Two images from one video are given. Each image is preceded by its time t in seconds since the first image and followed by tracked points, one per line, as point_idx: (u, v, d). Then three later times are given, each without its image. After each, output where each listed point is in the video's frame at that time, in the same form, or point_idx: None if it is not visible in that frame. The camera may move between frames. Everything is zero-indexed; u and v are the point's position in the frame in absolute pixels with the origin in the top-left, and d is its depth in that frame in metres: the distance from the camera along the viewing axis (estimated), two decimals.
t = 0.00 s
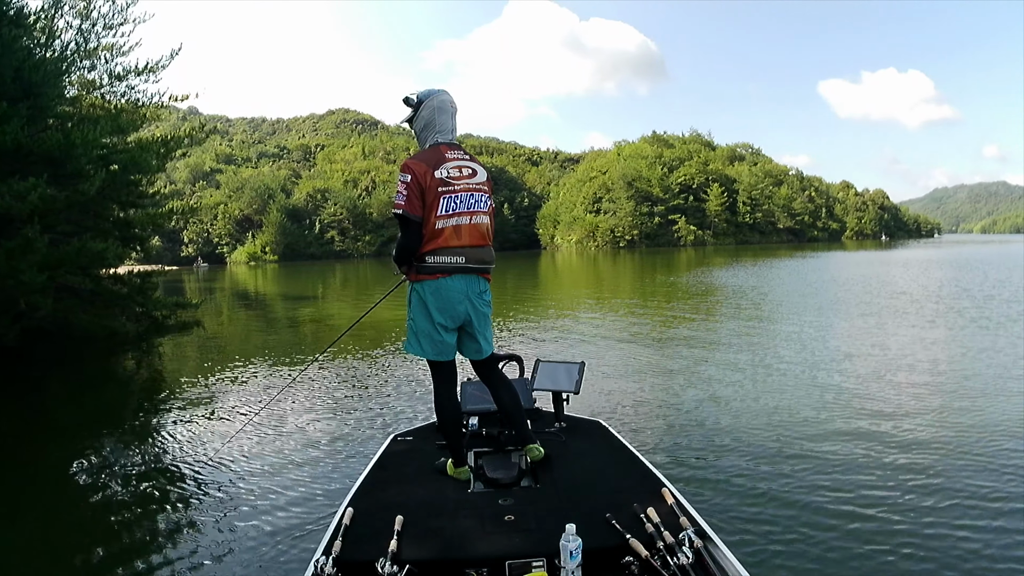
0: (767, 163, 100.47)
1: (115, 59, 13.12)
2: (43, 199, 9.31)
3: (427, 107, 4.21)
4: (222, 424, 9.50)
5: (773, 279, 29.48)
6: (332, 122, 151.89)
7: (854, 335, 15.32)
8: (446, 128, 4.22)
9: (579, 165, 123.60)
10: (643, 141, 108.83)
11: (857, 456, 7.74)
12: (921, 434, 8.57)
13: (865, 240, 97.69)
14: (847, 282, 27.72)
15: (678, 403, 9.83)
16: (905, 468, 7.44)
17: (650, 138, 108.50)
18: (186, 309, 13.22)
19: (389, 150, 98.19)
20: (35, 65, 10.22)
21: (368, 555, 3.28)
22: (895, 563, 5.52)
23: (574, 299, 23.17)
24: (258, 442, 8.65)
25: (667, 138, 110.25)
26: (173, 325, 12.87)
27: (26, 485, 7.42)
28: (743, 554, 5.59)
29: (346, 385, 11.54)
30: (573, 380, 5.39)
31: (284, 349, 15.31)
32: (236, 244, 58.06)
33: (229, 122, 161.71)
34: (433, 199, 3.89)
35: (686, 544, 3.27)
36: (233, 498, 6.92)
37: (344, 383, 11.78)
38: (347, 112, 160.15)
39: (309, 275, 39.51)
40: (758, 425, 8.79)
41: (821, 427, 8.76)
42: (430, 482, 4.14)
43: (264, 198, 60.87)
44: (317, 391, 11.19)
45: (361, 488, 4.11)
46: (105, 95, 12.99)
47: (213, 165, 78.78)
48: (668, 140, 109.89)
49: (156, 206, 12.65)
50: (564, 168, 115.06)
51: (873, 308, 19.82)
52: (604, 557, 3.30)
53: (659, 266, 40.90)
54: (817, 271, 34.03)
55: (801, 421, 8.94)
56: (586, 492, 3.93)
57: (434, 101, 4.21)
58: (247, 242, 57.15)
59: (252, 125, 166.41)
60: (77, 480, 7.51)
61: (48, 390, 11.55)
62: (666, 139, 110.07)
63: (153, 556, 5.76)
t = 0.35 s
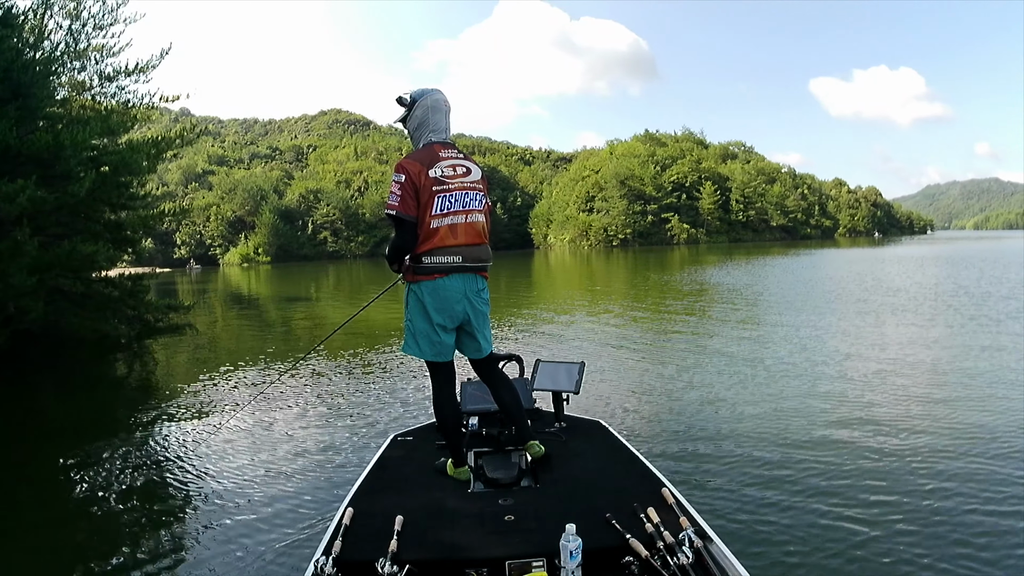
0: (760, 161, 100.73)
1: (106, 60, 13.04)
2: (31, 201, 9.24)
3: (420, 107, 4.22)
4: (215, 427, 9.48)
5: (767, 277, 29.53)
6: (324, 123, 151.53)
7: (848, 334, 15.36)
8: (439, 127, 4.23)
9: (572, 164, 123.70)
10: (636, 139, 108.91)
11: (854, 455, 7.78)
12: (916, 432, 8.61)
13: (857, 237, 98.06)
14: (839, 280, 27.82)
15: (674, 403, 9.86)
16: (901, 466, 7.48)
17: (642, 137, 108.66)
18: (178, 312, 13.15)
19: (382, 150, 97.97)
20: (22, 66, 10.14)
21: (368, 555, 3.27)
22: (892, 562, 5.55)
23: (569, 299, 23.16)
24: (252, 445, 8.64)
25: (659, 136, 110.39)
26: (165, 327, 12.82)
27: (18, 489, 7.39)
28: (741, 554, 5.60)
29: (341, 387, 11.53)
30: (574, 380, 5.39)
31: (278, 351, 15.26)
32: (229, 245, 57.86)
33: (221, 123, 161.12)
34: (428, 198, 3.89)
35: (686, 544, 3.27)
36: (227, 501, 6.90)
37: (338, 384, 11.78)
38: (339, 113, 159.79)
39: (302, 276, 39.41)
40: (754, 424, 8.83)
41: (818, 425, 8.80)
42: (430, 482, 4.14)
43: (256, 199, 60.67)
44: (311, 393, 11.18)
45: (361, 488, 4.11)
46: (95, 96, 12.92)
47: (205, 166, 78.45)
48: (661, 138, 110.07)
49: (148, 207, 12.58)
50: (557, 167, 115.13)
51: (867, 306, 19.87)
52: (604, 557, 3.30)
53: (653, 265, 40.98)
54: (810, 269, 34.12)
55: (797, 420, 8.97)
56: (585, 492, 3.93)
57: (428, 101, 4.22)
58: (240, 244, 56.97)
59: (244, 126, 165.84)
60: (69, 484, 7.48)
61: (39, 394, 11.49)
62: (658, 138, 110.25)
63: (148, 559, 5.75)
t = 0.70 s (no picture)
0: (754, 164, 101.06)
1: (99, 57, 12.99)
2: (21, 198, 9.17)
3: (417, 106, 4.22)
4: (208, 428, 9.46)
5: (760, 281, 29.64)
6: (318, 123, 151.24)
7: (841, 338, 15.44)
8: (438, 126, 4.23)
9: (566, 167, 123.88)
10: (630, 141, 109.13)
11: (847, 459, 7.83)
12: (909, 436, 8.67)
13: (849, 241, 98.52)
14: (832, 284, 27.95)
15: (669, 405, 9.91)
16: (894, 470, 7.53)
17: (636, 140, 108.90)
18: (170, 311, 13.09)
19: (376, 151, 97.86)
20: (14, 63, 10.08)
21: (368, 555, 3.27)
22: (885, 566, 5.59)
23: (562, 301, 23.20)
24: (245, 446, 8.61)
25: (653, 139, 110.64)
26: (157, 327, 12.76)
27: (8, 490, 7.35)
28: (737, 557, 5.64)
29: (334, 389, 11.51)
30: (573, 380, 5.41)
31: (272, 351, 15.23)
32: (222, 245, 57.69)
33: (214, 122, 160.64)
34: (429, 198, 3.90)
35: (686, 544, 3.28)
36: (219, 503, 6.88)
37: (331, 386, 11.76)
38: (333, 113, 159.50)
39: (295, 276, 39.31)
40: (749, 427, 8.88)
41: (812, 429, 8.85)
42: (430, 482, 4.14)
43: (250, 199, 60.49)
44: (304, 395, 11.15)
45: (361, 488, 4.11)
46: (88, 94, 12.87)
47: (199, 165, 78.20)
48: (655, 141, 110.33)
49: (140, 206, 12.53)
50: (551, 169, 115.24)
51: (859, 311, 19.97)
52: (604, 557, 3.31)
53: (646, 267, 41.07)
54: (803, 273, 34.25)
55: (791, 424, 9.03)
56: (585, 492, 3.95)
57: (425, 100, 4.22)
58: (233, 244, 56.80)
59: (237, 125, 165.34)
60: (60, 484, 7.44)
61: (28, 394, 11.42)
62: (652, 140, 110.50)
63: (140, 561, 5.73)
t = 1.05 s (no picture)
0: (750, 168, 101.24)
1: (96, 45, 12.93)
2: (13, 186, 9.13)
3: (431, 100, 4.25)
4: (201, 422, 9.46)
5: (755, 285, 29.75)
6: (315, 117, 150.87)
7: (834, 345, 15.52)
8: (449, 121, 4.25)
9: (563, 166, 123.91)
10: (628, 142, 109.19)
11: (840, 464, 7.90)
12: (901, 442, 8.74)
13: (844, 247, 98.85)
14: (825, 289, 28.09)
15: (663, 407, 9.97)
16: (886, 476, 7.60)
17: (633, 141, 109.00)
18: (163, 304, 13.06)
19: (373, 147, 97.73)
20: (9, 49, 10.02)
21: (369, 551, 3.29)
22: (875, 571, 5.65)
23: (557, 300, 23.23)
24: (238, 441, 8.61)
25: (650, 141, 110.75)
26: (149, 319, 12.73)
27: None
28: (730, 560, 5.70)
29: (328, 385, 11.52)
30: (574, 377, 5.44)
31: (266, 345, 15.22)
32: (216, 238, 57.52)
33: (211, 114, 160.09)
34: (441, 192, 3.92)
35: (686, 544, 3.30)
36: (212, 497, 6.88)
37: (324, 382, 11.76)
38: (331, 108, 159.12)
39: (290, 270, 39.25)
40: (742, 431, 8.94)
41: (805, 434, 8.92)
42: (429, 480, 4.15)
43: (245, 192, 60.32)
44: (297, 391, 11.15)
45: (361, 485, 4.13)
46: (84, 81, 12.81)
47: (194, 157, 77.97)
48: (652, 142, 110.45)
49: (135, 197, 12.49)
50: (547, 168, 115.26)
51: (853, 317, 20.07)
52: (604, 555, 3.33)
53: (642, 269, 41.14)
54: (798, 277, 34.37)
55: (784, 429, 9.09)
56: (585, 491, 3.96)
57: (438, 94, 4.25)
58: (227, 237, 56.68)
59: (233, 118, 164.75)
60: (51, 475, 7.43)
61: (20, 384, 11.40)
62: (649, 142, 110.63)
63: (131, 554, 5.74)
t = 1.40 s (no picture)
0: (744, 160, 101.28)
1: (85, 50, 12.87)
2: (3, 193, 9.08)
3: (433, 97, 4.24)
4: (198, 428, 9.44)
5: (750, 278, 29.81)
6: (307, 119, 150.54)
7: (830, 338, 15.57)
8: (451, 118, 4.24)
9: (556, 163, 123.88)
10: (621, 137, 109.15)
11: (839, 458, 7.93)
12: (899, 435, 8.77)
13: (839, 237, 99.01)
14: (821, 281, 28.16)
15: (661, 405, 9.98)
16: (884, 470, 7.63)
17: (626, 135, 108.98)
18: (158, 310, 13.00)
19: (366, 148, 97.52)
20: None
21: (369, 551, 3.29)
22: (875, 566, 5.68)
23: (553, 297, 23.23)
24: (235, 446, 8.59)
25: (643, 136, 110.73)
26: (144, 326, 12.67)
27: None
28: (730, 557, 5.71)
29: (325, 389, 11.49)
30: (573, 376, 5.43)
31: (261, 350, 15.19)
32: (210, 242, 57.30)
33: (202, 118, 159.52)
34: (443, 190, 3.91)
35: (686, 544, 3.30)
36: (211, 503, 6.87)
37: (321, 386, 11.74)
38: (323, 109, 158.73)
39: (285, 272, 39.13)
40: (740, 427, 8.97)
41: (803, 428, 8.95)
42: (429, 479, 4.15)
43: (239, 195, 60.13)
44: (294, 395, 11.13)
45: (360, 484, 4.13)
46: (73, 87, 12.74)
47: (187, 161, 77.64)
48: (645, 137, 110.46)
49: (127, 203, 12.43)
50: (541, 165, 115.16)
51: (848, 309, 20.13)
52: (604, 555, 3.33)
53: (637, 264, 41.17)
54: (793, 269, 34.44)
55: (783, 424, 9.12)
56: (585, 490, 3.96)
57: (441, 91, 4.24)
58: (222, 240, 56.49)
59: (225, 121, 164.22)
60: (48, 485, 7.41)
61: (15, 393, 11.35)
62: (642, 136, 110.62)
63: (129, 563, 5.73)
